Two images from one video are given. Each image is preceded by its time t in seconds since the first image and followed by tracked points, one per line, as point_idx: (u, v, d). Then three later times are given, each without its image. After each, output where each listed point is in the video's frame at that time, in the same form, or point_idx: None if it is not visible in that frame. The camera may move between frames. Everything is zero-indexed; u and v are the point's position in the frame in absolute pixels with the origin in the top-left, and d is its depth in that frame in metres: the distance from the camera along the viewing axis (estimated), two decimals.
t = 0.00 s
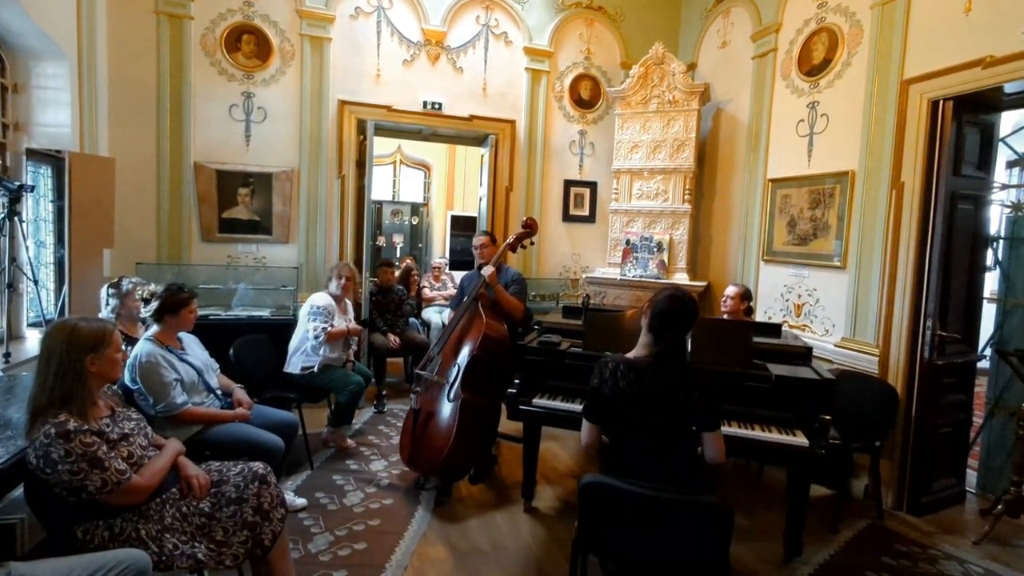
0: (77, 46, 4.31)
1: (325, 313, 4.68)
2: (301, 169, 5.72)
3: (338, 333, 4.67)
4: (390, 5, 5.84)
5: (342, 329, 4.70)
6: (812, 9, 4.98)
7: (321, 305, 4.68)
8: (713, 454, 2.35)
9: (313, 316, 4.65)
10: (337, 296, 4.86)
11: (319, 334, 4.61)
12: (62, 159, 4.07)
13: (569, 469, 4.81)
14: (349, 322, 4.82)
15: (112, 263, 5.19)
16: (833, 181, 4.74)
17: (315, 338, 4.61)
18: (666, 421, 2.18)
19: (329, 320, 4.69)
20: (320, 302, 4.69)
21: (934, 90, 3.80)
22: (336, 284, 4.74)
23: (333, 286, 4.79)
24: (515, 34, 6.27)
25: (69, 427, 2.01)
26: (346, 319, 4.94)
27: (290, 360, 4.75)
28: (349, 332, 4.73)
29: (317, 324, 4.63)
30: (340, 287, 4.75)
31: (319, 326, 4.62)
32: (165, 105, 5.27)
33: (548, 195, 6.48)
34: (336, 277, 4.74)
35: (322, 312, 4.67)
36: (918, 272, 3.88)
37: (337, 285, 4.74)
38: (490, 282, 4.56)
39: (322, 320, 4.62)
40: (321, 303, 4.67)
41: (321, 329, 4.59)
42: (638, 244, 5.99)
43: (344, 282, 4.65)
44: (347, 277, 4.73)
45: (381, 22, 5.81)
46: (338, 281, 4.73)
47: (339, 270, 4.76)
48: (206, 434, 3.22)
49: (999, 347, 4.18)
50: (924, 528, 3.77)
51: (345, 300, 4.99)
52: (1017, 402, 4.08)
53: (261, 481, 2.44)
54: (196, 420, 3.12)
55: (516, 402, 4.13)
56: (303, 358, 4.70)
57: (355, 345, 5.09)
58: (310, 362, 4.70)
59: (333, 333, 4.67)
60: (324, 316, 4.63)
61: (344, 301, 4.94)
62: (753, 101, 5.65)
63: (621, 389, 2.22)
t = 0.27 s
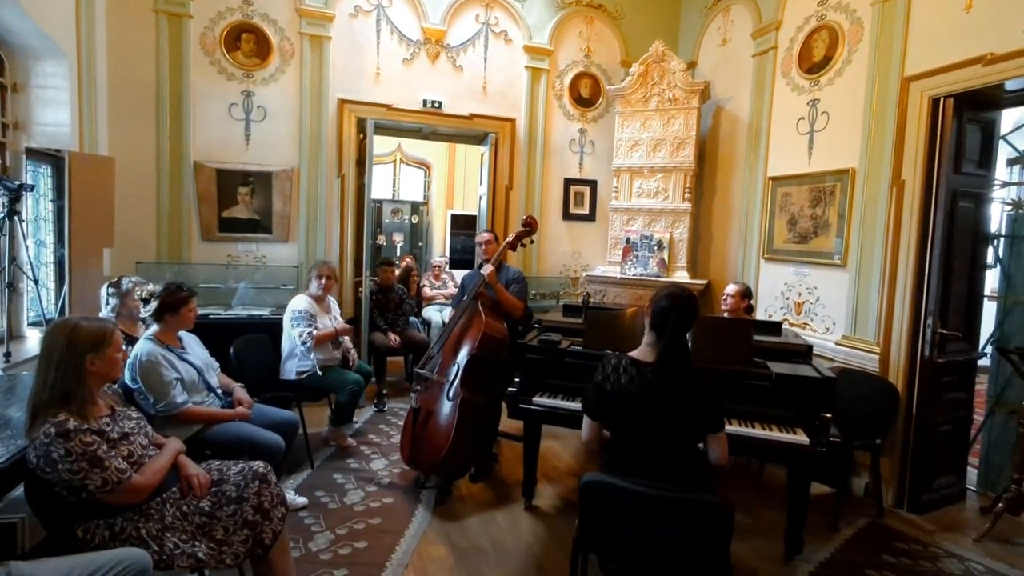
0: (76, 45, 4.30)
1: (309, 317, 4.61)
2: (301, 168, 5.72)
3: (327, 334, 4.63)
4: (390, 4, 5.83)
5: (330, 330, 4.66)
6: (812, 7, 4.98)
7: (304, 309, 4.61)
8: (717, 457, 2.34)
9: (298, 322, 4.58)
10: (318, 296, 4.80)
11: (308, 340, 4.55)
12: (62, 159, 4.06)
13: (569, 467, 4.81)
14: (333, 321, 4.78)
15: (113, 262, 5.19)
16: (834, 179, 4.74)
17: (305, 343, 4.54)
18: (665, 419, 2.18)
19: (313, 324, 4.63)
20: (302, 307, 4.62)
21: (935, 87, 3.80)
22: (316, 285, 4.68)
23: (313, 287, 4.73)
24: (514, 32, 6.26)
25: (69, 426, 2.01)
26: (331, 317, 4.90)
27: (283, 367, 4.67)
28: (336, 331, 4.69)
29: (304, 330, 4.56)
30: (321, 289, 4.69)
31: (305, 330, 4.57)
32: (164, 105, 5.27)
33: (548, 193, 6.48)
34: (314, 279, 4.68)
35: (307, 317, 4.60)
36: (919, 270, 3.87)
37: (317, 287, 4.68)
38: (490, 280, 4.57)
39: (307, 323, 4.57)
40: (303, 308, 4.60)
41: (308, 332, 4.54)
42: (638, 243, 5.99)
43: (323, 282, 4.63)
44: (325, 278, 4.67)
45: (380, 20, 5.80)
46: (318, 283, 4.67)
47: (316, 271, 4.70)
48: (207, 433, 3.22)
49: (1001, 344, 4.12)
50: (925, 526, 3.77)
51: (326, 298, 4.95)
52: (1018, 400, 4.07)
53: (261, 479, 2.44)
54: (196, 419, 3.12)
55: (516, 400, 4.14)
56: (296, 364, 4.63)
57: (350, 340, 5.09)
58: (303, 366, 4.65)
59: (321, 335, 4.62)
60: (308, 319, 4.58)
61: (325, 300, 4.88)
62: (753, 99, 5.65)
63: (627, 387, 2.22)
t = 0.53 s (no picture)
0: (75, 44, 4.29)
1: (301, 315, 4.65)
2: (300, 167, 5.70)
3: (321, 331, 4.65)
4: (389, 2, 5.82)
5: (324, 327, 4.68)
6: (812, 4, 4.97)
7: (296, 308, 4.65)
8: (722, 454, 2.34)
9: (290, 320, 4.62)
10: (310, 294, 4.84)
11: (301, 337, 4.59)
12: (62, 157, 4.06)
13: (569, 466, 4.81)
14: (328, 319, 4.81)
15: (112, 261, 5.18)
16: (835, 176, 4.73)
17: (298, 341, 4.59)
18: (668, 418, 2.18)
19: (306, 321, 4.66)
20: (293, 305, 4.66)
21: (935, 85, 3.79)
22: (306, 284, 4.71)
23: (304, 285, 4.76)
24: (514, 30, 6.25)
25: (69, 426, 2.01)
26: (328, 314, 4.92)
27: (282, 365, 4.72)
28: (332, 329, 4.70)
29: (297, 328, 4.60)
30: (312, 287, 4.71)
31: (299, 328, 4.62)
32: (164, 103, 5.26)
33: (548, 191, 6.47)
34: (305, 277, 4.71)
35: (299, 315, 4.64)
36: (919, 268, 3.87)
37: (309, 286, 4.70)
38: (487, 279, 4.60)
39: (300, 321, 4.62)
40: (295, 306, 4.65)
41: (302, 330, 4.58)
42: (639, 241, 5.97)
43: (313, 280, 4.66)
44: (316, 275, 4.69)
45: (379, 18, 5.79)
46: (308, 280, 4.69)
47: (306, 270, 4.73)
48: (207, 431, 3.22)
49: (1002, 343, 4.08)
50: (925, 523, 3.77)
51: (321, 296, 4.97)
52: (1018, 398, 4.07)
53: (262, 478, 2.44)
54: (196, 418, 3.11)
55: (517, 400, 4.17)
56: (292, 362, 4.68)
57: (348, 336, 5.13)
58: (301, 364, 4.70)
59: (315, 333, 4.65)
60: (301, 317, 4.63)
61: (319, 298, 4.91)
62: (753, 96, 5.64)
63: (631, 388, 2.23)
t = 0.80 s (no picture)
0: None
1: (230, 332, 3.66)
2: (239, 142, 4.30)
3: (254, 353, 3.64)
4: None
5: (258, 348, 3.66)
6: None
7: (224, 323, 3.66)
8: None
9: (216, 339, 3.65)
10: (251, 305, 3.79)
11: (229, 361, 3.62)
12: None
13: (586, 524, 3.69)
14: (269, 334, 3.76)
15: None
16: (928, 152, 3.64)
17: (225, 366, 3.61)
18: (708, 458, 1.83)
19: (237, 340, 3.67)
20: (221, 318, 3.68)
21: None
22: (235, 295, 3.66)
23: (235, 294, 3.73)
24: None
25: None
26: (274, 326, 3.85)
27: (214, 395, 3.75)
28: (271, 348, 3.66)
29: (224, 350, 3.63)
30: (242, 296, 3.66)
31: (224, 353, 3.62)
32: (65, 65, 4.04)
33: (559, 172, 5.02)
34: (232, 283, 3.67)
35: (226, 332, 3.65)
36: None
37: (237, 295, 3.66)
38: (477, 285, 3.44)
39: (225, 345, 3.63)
40: (221, 321, 3.66)
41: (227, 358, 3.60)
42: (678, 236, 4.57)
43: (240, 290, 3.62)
44: (245, 281, 3.64)
45: None
46: (236, 288, 3.65)
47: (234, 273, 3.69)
48: None
49: None
50: None
51: (266, 304, 3.89)
52: None
53: None
54: None
55: (520, 441, 3.14)
56: (224, 393, 3.74)
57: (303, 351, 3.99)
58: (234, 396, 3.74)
59: (247, 355, 3.64)
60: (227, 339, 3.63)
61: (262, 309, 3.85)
62: (823, 51, 4.38)
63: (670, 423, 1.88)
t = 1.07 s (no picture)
0: None
1: (111, 358, 2.25)
2: (140, 93, 2.93)
3: (146, 387, 2.21)
4: None
5: (151, 378, 2.22)
6: None
7: (103, 345, 2.25)
8: None
9: (91, 370, 2.24)
10: (136, 319, 2.30)
11: (112, 402, 2.21)
12: None
13: None
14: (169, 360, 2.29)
15: None
16: None
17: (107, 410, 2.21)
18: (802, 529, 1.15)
19: (121, 369, 2.25)
20: (100, 339, 2.26)
21: None
22: (119, 302, 2.25)
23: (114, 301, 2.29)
24: None
25: None
26: (172, 350, 2.34)
27: (103, 450, 2.29)
28: (170, 378, 2.23)
29: (102, 385, 2.22)
30: (127, 306, 2.26)
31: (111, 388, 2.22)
32: None
33: (579, 132, 3.90)
34: (109, 286, 2.26)
35: (106, 359, 2.24)
36: None
37: (121, 305, 2.26)
38: (463, 285, 2.18)
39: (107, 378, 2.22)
40: (102, 342, 2.25)
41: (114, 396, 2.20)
42: (741, 215, 3.55)
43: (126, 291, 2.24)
44: (127, 281, 2.24)
45: None
46: (116, 291, 2.25)
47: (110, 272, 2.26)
48: None
49: None
50: None
51: (164, 313, 2.42)
52: None
53: None
54: None
55: (531, 500, 1.87)
56: (119, 440, 2.27)
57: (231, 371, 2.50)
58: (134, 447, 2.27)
59: (139, 391, 2.22)
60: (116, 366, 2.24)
61: (156, 322, 2.36)
62: None
63: (736, 479, 1.18)
